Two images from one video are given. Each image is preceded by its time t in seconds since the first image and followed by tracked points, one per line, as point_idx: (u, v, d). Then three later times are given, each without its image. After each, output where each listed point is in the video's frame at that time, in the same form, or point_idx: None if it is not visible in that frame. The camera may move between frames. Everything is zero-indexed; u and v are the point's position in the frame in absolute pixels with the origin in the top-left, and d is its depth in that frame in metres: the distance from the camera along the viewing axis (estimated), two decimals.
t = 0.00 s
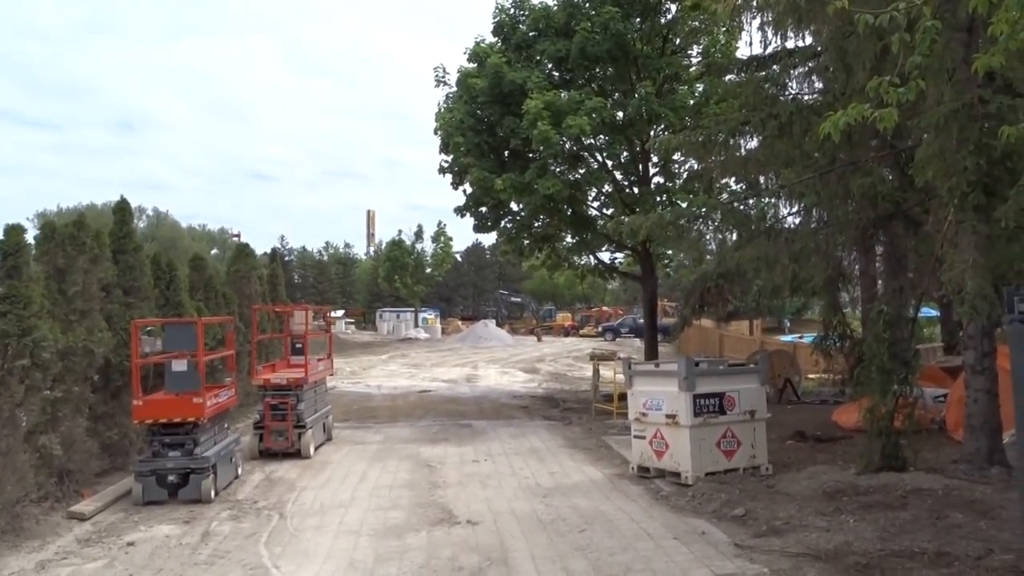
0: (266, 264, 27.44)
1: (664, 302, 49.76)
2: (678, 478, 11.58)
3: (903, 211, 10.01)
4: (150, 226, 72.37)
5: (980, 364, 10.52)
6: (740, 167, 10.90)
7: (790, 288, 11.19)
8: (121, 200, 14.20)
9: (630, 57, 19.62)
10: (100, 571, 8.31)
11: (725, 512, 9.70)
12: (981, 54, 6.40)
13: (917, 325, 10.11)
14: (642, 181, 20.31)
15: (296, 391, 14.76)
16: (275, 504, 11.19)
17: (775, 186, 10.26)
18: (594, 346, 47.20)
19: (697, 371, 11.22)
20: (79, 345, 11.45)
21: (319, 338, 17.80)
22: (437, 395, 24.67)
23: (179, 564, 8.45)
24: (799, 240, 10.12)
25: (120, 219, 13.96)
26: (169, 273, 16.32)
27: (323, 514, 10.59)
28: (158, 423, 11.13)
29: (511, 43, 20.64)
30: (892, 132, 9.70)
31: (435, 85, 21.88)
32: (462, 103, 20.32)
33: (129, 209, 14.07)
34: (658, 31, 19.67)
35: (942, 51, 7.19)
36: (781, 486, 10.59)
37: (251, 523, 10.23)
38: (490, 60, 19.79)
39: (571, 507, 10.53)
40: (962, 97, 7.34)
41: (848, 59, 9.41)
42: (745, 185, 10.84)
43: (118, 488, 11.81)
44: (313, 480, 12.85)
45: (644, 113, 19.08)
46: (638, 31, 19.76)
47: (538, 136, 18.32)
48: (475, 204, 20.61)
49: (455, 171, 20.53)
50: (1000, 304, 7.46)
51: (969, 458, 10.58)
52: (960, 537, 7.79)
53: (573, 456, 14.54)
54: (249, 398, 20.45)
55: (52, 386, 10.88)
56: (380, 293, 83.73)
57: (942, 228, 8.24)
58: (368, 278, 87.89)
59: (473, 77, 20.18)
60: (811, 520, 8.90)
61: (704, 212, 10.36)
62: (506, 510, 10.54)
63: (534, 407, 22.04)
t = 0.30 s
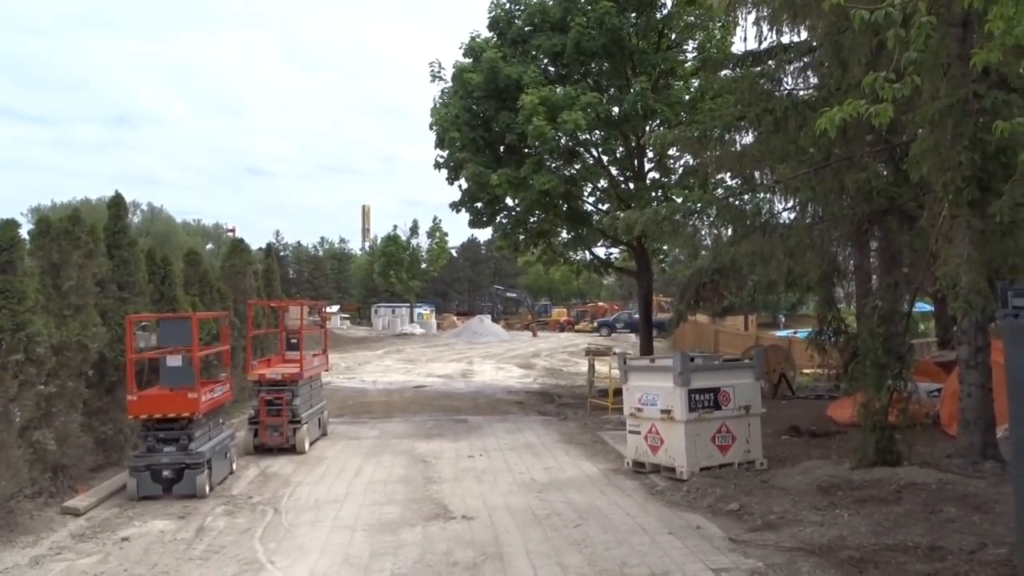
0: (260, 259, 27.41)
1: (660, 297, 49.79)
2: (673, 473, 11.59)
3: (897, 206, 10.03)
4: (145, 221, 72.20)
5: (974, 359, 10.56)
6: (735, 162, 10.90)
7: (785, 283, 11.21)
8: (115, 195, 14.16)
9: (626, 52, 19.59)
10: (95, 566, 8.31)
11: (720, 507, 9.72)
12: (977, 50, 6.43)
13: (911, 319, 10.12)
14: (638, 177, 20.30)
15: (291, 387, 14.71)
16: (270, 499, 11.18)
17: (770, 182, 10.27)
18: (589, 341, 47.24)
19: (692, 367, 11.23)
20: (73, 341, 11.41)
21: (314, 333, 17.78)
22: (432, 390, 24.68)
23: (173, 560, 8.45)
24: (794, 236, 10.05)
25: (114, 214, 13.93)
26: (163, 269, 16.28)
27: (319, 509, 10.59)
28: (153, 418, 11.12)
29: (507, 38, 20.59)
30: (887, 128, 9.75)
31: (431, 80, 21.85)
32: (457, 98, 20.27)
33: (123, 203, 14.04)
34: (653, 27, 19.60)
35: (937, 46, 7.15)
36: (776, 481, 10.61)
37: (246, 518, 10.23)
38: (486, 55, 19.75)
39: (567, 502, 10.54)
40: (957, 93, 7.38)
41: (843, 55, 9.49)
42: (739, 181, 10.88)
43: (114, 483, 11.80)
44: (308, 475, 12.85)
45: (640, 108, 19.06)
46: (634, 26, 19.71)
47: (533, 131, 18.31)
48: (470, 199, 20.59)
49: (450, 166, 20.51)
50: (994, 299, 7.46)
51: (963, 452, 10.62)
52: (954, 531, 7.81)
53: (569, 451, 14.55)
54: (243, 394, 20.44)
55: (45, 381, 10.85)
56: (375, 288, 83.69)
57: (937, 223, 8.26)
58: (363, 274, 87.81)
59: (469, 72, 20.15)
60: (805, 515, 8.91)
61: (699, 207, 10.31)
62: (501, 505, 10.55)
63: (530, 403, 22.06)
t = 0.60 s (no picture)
0: (260, 257, 27.42)
1: (659, 295, 49.80)
2: (673, 471, 11.60)
3: (898, 205, 9.99)
4: (145, 219, 72.19)
5: (974, 357, 10.58)
6: (735, 161, 10.87)
7: (785, 281, 11.22)
8: (115, 193, 14.17)
9: (626, 50, 19.58)
10: (96, 564, 8.32)
11: (720, 505, 9.73)
12: (976, 49, 6.45)
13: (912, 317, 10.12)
14: (638, 175, 20.32)
15: (291, 384, 14.71)
16: (271, 496, 11.20)
17: (770, 179, 10.31)
18: (589, 339, 47.26)
19: (692, 364, 11.24)
20: (73, 338, 11.43)
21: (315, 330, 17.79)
22: (432, 388, 24.69)
23: (174, 557, 8.46)
24: (795, 233, 10.12)
25: (115, 212, 13.94)
26: (164, 266, 16.29)
27: (319, 506, 10.61)
28: (154, 415, 11.13)
29: (507, 35, 20.56)
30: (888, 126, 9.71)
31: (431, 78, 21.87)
32: (457, 95, 20.28)
33: (123, 201, 14.05)
34: (654, 25, 19.61)
35: (937, 44, 7.14)
36: (776, 479, 10.62)
37: (247, 515, 10.24)
38: (486, 52, 19.73)
39: (567, 500, 10.56)
40: (958, 90, 7.38)
41: (843, 53, 9.47)
42: (740, 178, 10.81)
43: (115, 480, 11.82)
44: (308, 472, 12.87)
45: (640, 106, 19.04)
46: (634, 24, 19.71)
47: (533, 129, 18.32)
48: (470, 197, 20.60)
49: (450, 164, 20.51)
50: (994, 297, 7.46)
51: (963, 451, 10.63)
52: (953, 529, 7.82)
53: (569, 448, 14.57)
54: (244, 391, 20.45)
55: (46, 378, 10.88)
56: (375, 286, 83.71)
57: (937, 222, 8.26)
58: (363, 271, 87.81)
59: (469, 69, 20.15)
60: (805, 513, 8.93)
61: (700, 206, 10.24)
62: (501, 502, 10.56)
63: (530, 400, 22.08)
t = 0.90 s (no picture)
0: (266, 253, 27.44)
1: (664, 291, 49.75)
2: (678, 467, 11.60)
3: (904, 201, 9.93)
4: (150, 215, 72.29)
5: (980, 355, 10.56)
6: (740, 157, 10.87)
7: (791, 279, 11.20)
8: (121, 188, 14.20)
9: (631, 46, 19.57)
10: (102, 558, 8.35)
11: (724, 501, 9.72)
12: (983, 44, 6.44)
13: (917, 314, 10.12)
14: (643, 171, 20.30)
15: (297, 379, 14.75)
16: (276, 492, 11.22)
17: (775, 176, 10.32)
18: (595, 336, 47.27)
19: (697, 361, 11.23)
20: (79, 334, 11.46)
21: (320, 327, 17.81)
22: (437, 384, 24.72)
23: (180, 552, 8.48)
24: (800, 230, 10.08)
25: (120, 207, 13.97)
26: (169, 262, 16.33)
27: (324, 502, 10.63)
28: (160, 410, 11.15)
29: (512, 32, 20.54)
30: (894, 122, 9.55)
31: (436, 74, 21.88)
32: (462, 91, 20.28)
33: (129, 196, 14.08)
34: (659, 21, 19.66)
35: (944, 40, 7.11)
36: (780, 476, 10.62)
37: (252, 511, 10.26)
38: (490, 48, 19.71)
39: (571, 496, 10.56)
40: (964, 87, 7.40)
41: (850, 49, 9.43)
42: (745, 175, 10.80)
43: (120, 475, 11.85)
44: (313, 468, 12.89)
45: (645, 102, 19.04)
46: (640, 20, 19.78)
47: (538, 125, 18.31)
48: (475, 193, 20.59)
49: (455, 159, 20.52)
50: (1001, 295, 7.38)
51: (968, 448, 10.63)
52: (958, 527, 7.81)
53: (573, 445, 14.58)
54: (249, 387, 20.49)
55: (52, 373, 10.89)
56: (379, 282, 83.75)
57: (944, 218, 8.23)
58: (368, 268, 87.87)
59: (474, 65, 20.14)
60: (809, 510, 8.92)
61: (704, 203, 10.07)
62: (505, 498, 10.58)
63: (534, 397, 22.09)
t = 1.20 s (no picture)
0: (263, 247, 27.41)
1: (661, 287, 49.74)
2: (674, 463, 11.60)
3: (903, 198, 9.93)
4: (147, 209, 72.18)
5: (977, 352, 10.56)
6: (739, 152, 10.81)
7: (788, 275, 11.18)
8: (118, 182, 14.16)
9: (629, 41, 19.48)
10: (99, 552, 8.33)
11: (721, 497, 9.73)
12: (985, 40, 6.43)
13: (915, 311, 10.09)
14: (641, 167, 20.19)
15: (293, 374, 14.72)
16: (272, 487, 11.20)
17: (774, 172, 10.30)
18: (592, 332, 47.28)
19: (694, 357, 11.23)
20: (77, 328, 11.45)
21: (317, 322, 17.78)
22: (434, 379, 24.71)
23: (177, 546, 8.47)
24: (798, 226, 9.99)
25: (118, 202, 13.95)
26: (166, 256, 16.30)
27: (320, 496, 10.61)
28: (157, 405, 11.14)
29: (510, 26, 20.49)
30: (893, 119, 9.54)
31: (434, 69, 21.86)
32: (460, 86, 20.19)
33: (126, 190, 14.05)
34: (658, 16, 19.60)
35: (944, 36, 7.10)
36: (776, 472, 10.62)
37: (249, 505, 10.25)
38: (489, 43, 19.69)
39: (569, 492, 10.56)
40: (964, 83, 7.41)
41: (849, 44, 9.36)
42: (743, 171, 10.83)
43: (117, 470, 11.84)
44: (310, 462, 12.88)
45: (643, 98, 18.94)
46: (638, 15, 19.67)
47: (536, 121, 18.29)
48: (473, 188, 20.56)
49: (454, 155, 20.50)
50: (998, 292, 7.39)
51: (965, 445, 10.64)
52: (955, 523, 7.81)
53: (570, 440, 14.58)
54: (245, 381, 20.47)
55: (49, 368, 10.86)
56: (376, 277, 83.73)
57: (943, 215, 8.22)
58: (365, 263, 87.81)
59: (471, 60, 19.99)
60: (806, 506, 8.92)
61: (702, 198, 10.13)
62: (503, 494, 10.57)
63: (531, 392, 22.08)
